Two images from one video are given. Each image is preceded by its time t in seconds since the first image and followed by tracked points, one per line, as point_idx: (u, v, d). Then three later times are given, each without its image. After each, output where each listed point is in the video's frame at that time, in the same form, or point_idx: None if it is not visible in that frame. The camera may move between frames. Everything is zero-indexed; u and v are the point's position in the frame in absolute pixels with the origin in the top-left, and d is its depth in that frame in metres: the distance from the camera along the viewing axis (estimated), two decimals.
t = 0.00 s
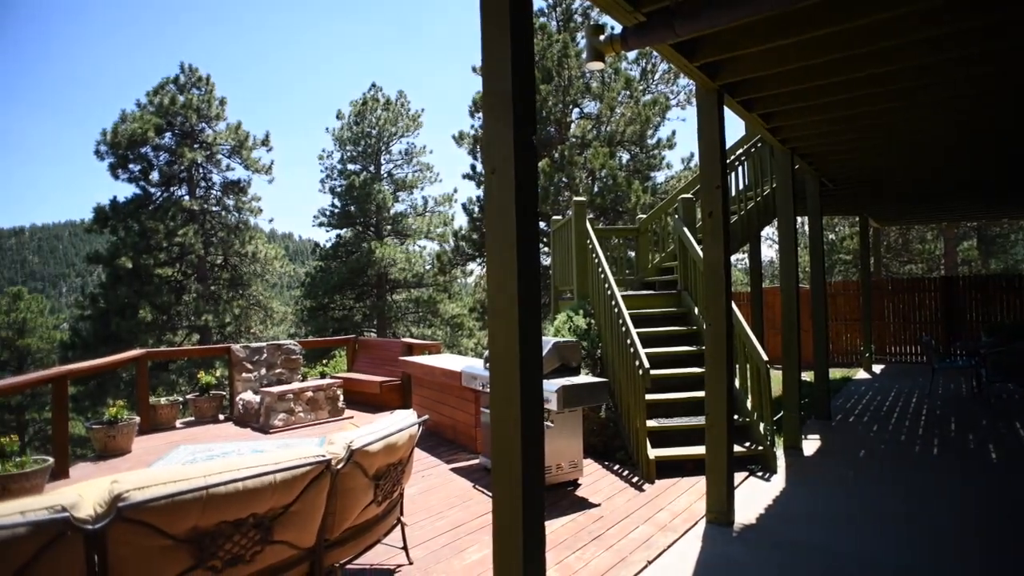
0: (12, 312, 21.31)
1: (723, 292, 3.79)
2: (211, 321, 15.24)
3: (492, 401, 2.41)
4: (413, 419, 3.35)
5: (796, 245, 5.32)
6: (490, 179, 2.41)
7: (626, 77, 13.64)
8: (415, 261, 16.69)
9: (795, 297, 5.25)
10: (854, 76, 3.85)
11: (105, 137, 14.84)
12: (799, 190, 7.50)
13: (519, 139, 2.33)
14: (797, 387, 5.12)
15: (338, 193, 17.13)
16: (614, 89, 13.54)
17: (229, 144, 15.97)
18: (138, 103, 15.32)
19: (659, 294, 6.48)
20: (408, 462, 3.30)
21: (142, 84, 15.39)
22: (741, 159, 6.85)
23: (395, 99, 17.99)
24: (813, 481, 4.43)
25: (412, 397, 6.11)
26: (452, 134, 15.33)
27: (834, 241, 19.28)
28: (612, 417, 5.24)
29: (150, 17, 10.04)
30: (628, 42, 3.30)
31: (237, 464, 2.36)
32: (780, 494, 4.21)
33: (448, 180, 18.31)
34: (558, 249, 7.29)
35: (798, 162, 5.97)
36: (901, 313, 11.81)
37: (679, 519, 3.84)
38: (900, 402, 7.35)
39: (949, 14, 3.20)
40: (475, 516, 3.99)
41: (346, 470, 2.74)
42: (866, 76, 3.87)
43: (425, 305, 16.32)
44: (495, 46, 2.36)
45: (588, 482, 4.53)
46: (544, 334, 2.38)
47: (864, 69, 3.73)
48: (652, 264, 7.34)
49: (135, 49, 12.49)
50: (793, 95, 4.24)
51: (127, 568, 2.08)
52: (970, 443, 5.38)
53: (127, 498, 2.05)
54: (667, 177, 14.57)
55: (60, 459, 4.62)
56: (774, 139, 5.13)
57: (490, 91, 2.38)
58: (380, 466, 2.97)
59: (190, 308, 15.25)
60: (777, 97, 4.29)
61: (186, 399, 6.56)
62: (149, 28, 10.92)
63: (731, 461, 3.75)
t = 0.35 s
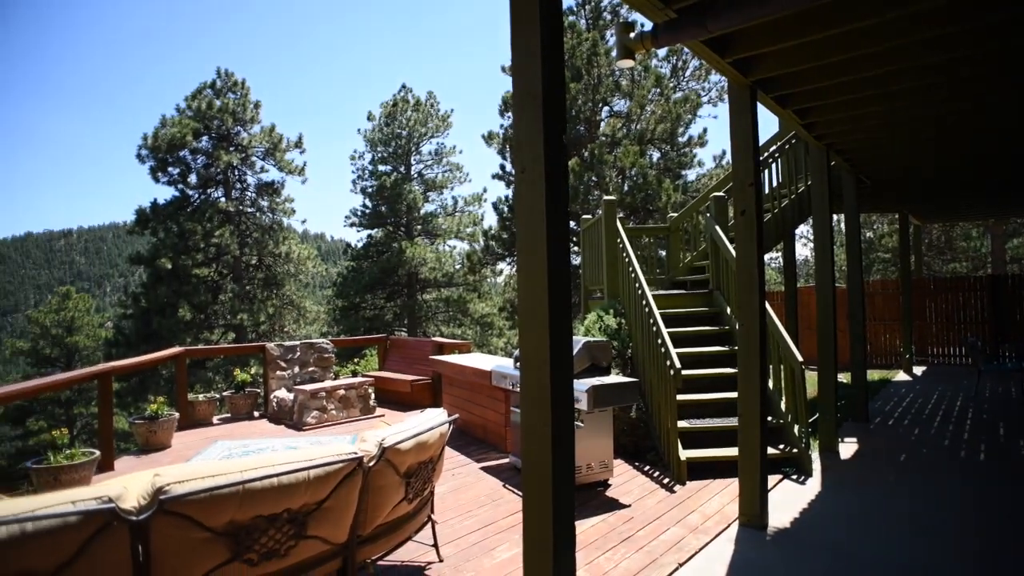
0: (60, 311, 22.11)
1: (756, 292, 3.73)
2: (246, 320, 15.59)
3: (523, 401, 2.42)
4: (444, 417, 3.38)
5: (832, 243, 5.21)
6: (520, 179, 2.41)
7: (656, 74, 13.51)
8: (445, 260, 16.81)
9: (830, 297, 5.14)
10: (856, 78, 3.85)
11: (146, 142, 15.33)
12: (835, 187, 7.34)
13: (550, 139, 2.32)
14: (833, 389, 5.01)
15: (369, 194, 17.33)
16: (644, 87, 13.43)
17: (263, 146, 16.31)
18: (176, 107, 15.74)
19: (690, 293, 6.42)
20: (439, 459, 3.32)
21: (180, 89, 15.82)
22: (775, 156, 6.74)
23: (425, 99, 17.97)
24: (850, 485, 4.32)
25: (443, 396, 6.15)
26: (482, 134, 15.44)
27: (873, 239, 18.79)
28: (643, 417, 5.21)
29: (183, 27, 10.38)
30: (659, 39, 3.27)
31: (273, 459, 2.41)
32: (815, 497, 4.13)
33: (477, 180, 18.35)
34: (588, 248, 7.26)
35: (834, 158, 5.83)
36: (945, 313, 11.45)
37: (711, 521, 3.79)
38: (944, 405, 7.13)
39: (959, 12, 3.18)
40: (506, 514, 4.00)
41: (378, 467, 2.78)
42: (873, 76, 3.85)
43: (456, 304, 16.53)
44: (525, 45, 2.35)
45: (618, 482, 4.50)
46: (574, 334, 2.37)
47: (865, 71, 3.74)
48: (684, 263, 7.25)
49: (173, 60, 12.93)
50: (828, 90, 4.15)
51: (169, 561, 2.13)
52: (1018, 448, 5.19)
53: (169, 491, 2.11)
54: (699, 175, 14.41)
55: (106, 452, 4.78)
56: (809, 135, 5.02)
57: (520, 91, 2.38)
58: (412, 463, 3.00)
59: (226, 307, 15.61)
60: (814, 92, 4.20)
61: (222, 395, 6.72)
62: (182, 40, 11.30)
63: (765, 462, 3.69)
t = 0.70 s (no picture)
0: (105, 310, 22.85)
1: (791, 292, 3.65)
2: (280, 319, 15.91)
3: (554, 400, 2.40)
4: (474, 416, 3.38)
5: (872, 241, 5.08)
6: (551, 178, 2.39)
7: (688, 71, 13.35)
8: (476, 260, 16.89)
9: (870, 296, 5.00)
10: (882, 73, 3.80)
11: (185, 146, 15.84)
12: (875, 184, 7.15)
13: (581, 137, 2.30)
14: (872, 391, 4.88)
15: (401, 194, 17.47)
16: (675, 84, 13.28)
17: (297, 148, 16.63)
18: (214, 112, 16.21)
19: (723, 292, 6.33)
20: (470, 458, 3.33)
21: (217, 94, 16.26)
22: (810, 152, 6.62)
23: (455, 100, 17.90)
24: (890, 490, 4.21)
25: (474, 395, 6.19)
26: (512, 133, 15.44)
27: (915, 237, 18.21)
28: (675, 418, 5.15)
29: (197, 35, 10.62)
30: (692, 36, 3.23)
31: (307, 456, 2.44)
32: (853, 503, 4.02)
33: (507, 180, 18.35)
34: (619, 247, 7.23)
35: (873, 154, 5.69)
36: (993, 313, 11.03)
37: (744, 524, 3.73)
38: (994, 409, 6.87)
39: (960, 12, 3.18)
40: (537, 513, 4.00)
41: (410, 465, 2.80)
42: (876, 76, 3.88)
43: (486, 303, 16.63)
44: (556, 44, 2.34)
45: (650, 484, 4.46)
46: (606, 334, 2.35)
47: (892, 66, 3.69)
48: (716, 262, 7.17)
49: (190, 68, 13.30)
50: (865, 83, 4.04)
51: (209, 551, 2.18)
52: None
53: (209, 485, 2.17)
54: (732, 172, 14.18)
55: (149, 446, 4.93)
56: (847, 131, 4.89)
57: (551, 90, 2.37)
58: (443, 462, 3.02)
59: (261, 307, 15.90)
60: (848, 87, 4.12)
61: (258, 393, 6.88)
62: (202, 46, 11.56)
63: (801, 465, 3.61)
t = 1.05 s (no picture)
0: (147, 309, 23.56)
1: (828, 291, 3.57)
2: (313, 318, 16.25)
3: (585, 400, 2.39)
4: (504, 416, 3.39)
5: (911, 239, 4.95)
6: (582, 177, 2.38)
7: (720, 67, 13.17)
8: (506, 259, 16.97)
9: (910, 296, 4.87)
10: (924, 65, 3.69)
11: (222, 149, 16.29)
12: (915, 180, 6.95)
13: (611, 136, 2.28)
14: (912, 393, 4.75)
15: (431, 194, 17.56)
16: (707, 81, 13.09)
17: (329, 150, 16.92)
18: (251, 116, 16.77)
19: (757, 292, 6.23)
20: (500, 458, 3.34)
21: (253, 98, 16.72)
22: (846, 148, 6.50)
23: (485, 100, 17.95)
24: (932, 496, 4.09)
25: (504, 395, 6.21)
26: (542, 133, 15.41)
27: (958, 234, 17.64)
28: (707, 418, 5.10)
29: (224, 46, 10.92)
30: (724, 31, 3.19)
31: (340, 453, 2.47)
32: (893, 508, 3.92)
33: (537, 179, 18.33)
34: (650, 246, 7.18)
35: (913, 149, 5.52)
36: None
37: (778, 528, 3.66)
38: None
39: (963, 15, 3.18)
40: (567, 513, 4.00)
41: (440, 464, 2.83)
42: (904, 73, 3.82)
43: (516, 303, 16.77)
44: (585, 43, 2.32)
45: (681, 485, 4.42)
46: (637, 333, 2.33)
47: (931, 58, 3.59)
48: (749, 261, 7.04)
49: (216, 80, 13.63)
50: (902, 78, 3.95)
51: (245, 546, 2.24)
52: None
53: (245, 481, 2.22)
54: (765, 170, 13.94)
55: (188, 441, 5.06)
56: (886, 125, 4.76)
57: (581, 89, 2.35)
58: (472, 461, 3.03)
59: (294, 306, 16.17)
60: (884, 81, 4.02)
61: (292, 391, 7.01)
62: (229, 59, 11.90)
63: (837, 469, 3.53)
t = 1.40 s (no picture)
0: (187, 308, 24.16)
1: (868, 291, 3.47)
2: (347, 317, 16.33)
3: (618, 400, 2.37)
4: (536, 415, 3.38)
5: (957, 236, 4.79)
6: (615, 176, 2.35)
7: (755, 62, 12.95)
8: (537, 259, 17.05)
9: (956, 295, 4.71)
10: (969, 56, 3.58)
11: (259, 151, 16.55)
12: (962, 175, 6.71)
13: (644, 134, 2.25)
14: (959, 396, 4.59)
15: (463, 194, 17.63)
16: (741, 76, 12.87)
17: (362, 151, 17.17)
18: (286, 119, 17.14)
19: (793, 292, 6.11)
20: (532, 457, 3.34)
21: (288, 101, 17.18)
22: (888, 142, 6.33)
23: (516, 99, 17.94)
24: (980, 504, 3.94)
25: (535, 394, 6.22)
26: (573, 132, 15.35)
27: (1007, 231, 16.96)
28: (741, 420, 5.02)
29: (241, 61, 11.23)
30: (759, 26, 3.13)
31: (375, 450, 2.50)
32: (939, 516, 3.79)
33: (568, 178, 18.26)
34: (683, 245, 7.10)
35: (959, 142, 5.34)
36: None
37: (817, 533, 3.58)
38: None
39: (971, 17, 3.21)
40: (599, 513, 3.98)
41: (473, 462, 2.84)
42: (949, 64, 3.70)
43: (547, 302, 16.89)
44: (617, 39, 2.29)
45: (716, 487, 4.36)
46: (671, 333, 2.29)
47: (976, 48, 3.48)
48: (785, 260, 6.91)
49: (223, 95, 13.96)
50: (946, 69, 3.82)
51: (282, 539, 2.29)
52: None
53: (282, 476, 2.26)
54: (801, 167, 13.64)
55: (227, 437, 5.19)
56: (931, 118, 4.60)
57: (614, 87, 2.32)
58: (504, 460, 3.03)
59: (329, 306, 16.47)
60: (920, 74, 3.93)
61: (327, 389, 7.12)
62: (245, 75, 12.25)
63: (879, 474, 3.43)
